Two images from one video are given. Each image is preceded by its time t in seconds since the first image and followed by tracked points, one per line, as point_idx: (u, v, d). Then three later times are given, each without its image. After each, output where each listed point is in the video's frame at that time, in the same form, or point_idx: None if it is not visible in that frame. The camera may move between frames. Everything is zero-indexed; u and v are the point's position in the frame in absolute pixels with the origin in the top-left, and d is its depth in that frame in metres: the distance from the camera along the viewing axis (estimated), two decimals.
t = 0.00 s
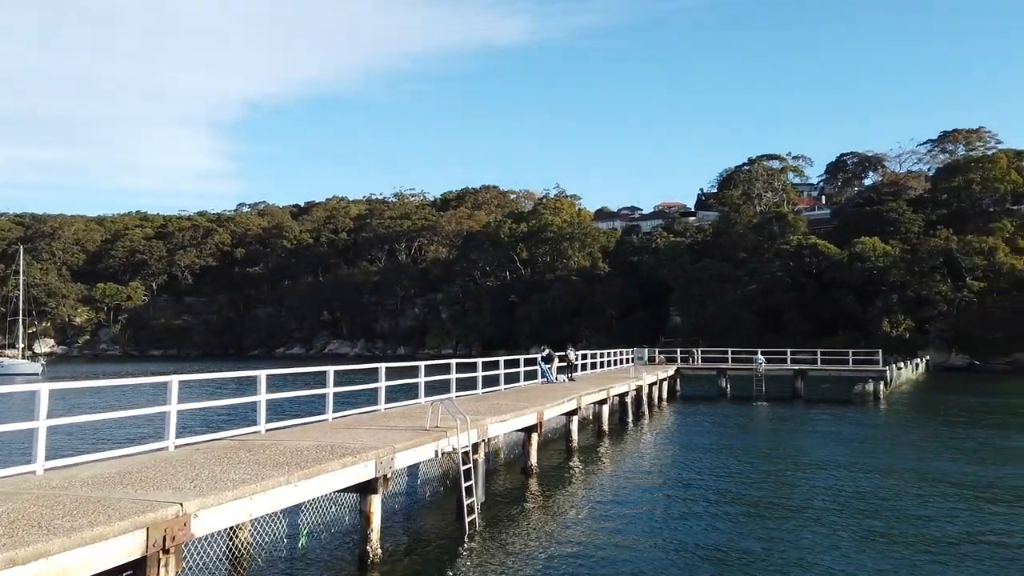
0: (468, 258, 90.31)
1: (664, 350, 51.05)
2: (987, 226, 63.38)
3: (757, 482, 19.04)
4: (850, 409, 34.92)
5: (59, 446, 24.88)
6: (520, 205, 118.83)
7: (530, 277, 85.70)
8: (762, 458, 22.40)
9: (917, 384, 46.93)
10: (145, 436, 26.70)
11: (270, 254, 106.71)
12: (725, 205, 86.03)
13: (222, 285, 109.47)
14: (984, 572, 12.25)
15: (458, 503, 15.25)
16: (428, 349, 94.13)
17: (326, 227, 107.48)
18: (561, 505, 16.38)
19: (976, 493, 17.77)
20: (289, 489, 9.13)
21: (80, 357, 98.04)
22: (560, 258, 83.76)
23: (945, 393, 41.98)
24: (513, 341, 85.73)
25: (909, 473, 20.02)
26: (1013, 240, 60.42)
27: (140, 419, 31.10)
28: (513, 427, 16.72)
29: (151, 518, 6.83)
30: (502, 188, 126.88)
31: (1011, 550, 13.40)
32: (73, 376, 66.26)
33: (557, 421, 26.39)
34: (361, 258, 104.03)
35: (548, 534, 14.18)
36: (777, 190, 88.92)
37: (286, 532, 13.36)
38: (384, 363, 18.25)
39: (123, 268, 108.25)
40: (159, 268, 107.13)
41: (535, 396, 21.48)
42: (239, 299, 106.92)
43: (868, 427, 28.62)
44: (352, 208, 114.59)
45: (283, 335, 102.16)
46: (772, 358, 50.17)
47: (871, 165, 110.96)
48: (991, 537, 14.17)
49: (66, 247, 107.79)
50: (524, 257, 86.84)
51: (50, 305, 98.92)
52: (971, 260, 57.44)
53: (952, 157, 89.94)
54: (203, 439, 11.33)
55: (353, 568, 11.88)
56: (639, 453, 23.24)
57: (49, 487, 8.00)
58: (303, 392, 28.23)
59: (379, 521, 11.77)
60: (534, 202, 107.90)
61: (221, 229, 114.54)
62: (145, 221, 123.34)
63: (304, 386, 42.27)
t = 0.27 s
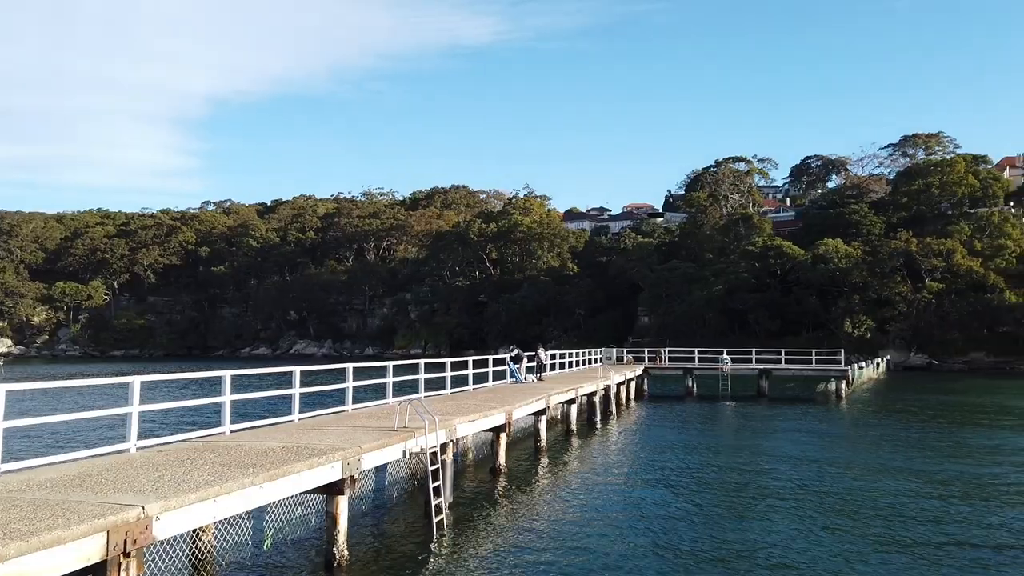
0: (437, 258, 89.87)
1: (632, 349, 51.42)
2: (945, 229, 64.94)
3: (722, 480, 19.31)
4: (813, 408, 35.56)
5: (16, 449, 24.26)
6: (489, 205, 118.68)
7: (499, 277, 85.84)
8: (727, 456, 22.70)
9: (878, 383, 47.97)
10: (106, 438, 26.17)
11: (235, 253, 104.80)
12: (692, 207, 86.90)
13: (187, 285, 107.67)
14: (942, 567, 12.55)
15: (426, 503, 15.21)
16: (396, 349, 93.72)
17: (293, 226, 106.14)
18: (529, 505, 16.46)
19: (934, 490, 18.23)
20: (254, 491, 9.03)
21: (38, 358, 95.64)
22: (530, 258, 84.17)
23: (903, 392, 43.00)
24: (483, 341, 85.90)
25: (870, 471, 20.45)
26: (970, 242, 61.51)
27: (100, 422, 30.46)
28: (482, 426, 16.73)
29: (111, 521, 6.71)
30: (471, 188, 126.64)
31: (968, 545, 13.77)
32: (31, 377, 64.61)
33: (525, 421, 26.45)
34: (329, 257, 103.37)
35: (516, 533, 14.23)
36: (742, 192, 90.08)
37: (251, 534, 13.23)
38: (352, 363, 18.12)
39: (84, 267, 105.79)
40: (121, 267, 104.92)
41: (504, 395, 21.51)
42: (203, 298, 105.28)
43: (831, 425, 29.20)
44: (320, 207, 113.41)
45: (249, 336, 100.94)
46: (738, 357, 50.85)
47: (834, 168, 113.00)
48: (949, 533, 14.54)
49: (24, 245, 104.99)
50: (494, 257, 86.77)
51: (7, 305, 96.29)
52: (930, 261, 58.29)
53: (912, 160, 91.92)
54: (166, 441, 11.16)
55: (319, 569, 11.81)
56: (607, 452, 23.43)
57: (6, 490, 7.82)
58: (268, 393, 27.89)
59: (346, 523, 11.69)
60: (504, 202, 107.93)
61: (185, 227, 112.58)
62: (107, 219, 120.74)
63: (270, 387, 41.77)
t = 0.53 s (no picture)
0: (406, 257, 89.48)
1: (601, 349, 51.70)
2: (906, 231, 66.42)
3: (689, 478, 19.53)
4: (778, 407, 36.13)
5: None
6: (459, 204, 118.38)
7: (469, 277, 85.76)
8: (694, 455, 22.94)
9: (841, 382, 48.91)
10: (66, 440, 25.56)
11: (201, 251, 103.28)
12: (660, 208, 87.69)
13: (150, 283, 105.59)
14: (904, 563, 12.83)
15: (394, 503, 15.15)
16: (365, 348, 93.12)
17: (259, 224, 104.64)
18: (497, 504, 16.50)
19: (896, 487, 18.64)
20: (218, 492, 8.93)
21: None
22: (499, 258, 84.25)
23: (866, 391, 43.89)
24: (452, 341, 85.69)
25: (833, 469, 20.85)
26: (930, 244, 62.91)
27: (59, 423, 29.74)
28: (451, 426, 16.72)
29: (71, 524, 6.60)
30: (441, 187, 126.20)
31: (928, 541, 14.11)
32: None
33: (494, 420, 26.46)
34: (297, 256, 102.29)
35: (485, 532, 14.25)
36: (710, 193, 91.08)
37: (216, 536, 13.06)
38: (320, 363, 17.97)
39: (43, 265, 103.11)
40: (82, 265, 102.47)
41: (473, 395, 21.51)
42: (167, 297, 103.36)
43: (795, 424, 29.69)
44: (288, 205, 112.11)
45: (214, 335, 99.47)
46: (705, 357, 51.44)
47: (799, 171, 114.85)
48: (910, 529, 14.87)
49: None
50: (463, 256, 86.63)
51: None
52: (892, 263, 59.35)
53: (874, 164, 93.77)
54: (129, 443, 10.96)
55: (284, 571, 11.70)
56: (576, 451, 23.56)
57: None
58: (234, 394, 27.51)
59: (313, 524, 11.61)
60: (474, 201, 107.78)
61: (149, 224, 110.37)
62: (66, 216, 117.81)
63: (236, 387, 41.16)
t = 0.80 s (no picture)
0: (375, 256, 88.87)
1: (569, 349, 51.90)
2: (867, 233, 67.83)
3: (656, 477, 19.74)
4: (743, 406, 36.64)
5: None
6: (427, 204, 117.89)
7: (438, 276, 85.57)
8: (660, 454, 23.19)
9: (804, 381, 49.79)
10: (22, 443, 24.90)
11: (164, 249, 101.33)
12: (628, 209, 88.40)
13: (111, 282, 103.21)
14: (865, 559, 13.10)
15: (360, 505, 15.07)
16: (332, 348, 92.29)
17: (224, 221, 102.95)
18: (465, 504, 16.51)
19: (857, 484, 19.03)
20: (181, 495, 8.80)
21: None
22: (468, 258, 84.20)
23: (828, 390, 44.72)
24: (420, 341, 85.34)
25: (797, 466, 21.21)
26: (890, 245, 64.50)
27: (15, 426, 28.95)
28: (418, 426, 16.65)
29: (27, 529, 6.46)
30: (409, 186, 125.57)
31: (888, 537, 14.42)
32: None
33: (462, 420, 26.44)
34: (263, 255, 101.01)
35: (452, 532, 14.25)
36: (676, 194, 91.93)
37: (178, 539, 12.87)
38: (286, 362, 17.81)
39: None
40: (39, 263, 99.74)
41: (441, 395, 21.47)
42: (129, 296, 101.15)
43: (759, 423, 30.14)
44: (253, 203, 110.53)
45: (177, 335, 97.75)
46: (672, 356, 51.92)
47: (764, 173, 116.54)
48: (871, 526, 15.19)
49: None
50: (432, 256, 86.34)
51: None
52: (853, 264, 60.95)
53: (837, 167, 95.55)
54: (88, 445, 10.72)
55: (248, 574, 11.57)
56: (544, 450, 23.66)
57: None
58: (196, 395, 27.04)
59: (277, 526, 11.49)
60: (443, 200, 107.37)
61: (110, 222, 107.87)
62: (23, 212, 114.64)
63: (200, 388, 40.46)
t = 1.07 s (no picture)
0: (340, 256, 88.07)
1: (535, 349, 52.06)
2: (827, 235, 69.23)
3: (620, 476, 19.93)
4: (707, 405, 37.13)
5: None
6: (393, 203, 117.18)
7: (404, 276, 85.21)
8: (624, 452, 23.39)
9: (766, 381, 50.64)
10: None
11: (122, 247, 99.09)
12: (594, 209, 89.02)
13: (66, 281, 100.57)
14: (823, 556, 13.37)
15: (323, 506, 14.96)
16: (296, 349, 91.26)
17: (186, 219, 101.05)
18: (430, 504, 16.50)
19: (816, 482, 19.40)
20: (139, 497, 8.66)
21: None
22: (434, 258, 83.96)
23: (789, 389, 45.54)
24: (386, 341, 84.84)
25: (759, 465, 21.55)
26: (849, 247, 65.93)
27: None
28: (383, 427, 16.57)
29: None
30: (374, 185, 124.75)
31: (846, 534, 14.73)
32: None
33: (427, 421, 26.35)
34: (225, 254, 99.42)
35: (416, 533, 14.24)
36: (642, 195, 92.71)
37: (136, 543, 12.65)
38: (249, 362, 17.59)
39: None
40: None
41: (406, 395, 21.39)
42: (85, 295, 98.64)
43: (721, 422, 30.56)
44: (215, 200, 108.71)
45: (135, 335, 95.70)
46: (637, 356, 52.36)
47: (727, 175, 118.14)
48: (830, 523, 15.51)
49: None
50: (398, 255, 85.88)
51: None
52: (813, 266, 62.18)
53: (798, 170, 97.31)
54: (41, 448, 10.47)
55: None
56: (510, 450, 23.74)
57: None
58: (155, 396, 26.50)
59: (238, 528, 11.36)
60: (409, 200, 106.80)
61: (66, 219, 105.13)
62: None
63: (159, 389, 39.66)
